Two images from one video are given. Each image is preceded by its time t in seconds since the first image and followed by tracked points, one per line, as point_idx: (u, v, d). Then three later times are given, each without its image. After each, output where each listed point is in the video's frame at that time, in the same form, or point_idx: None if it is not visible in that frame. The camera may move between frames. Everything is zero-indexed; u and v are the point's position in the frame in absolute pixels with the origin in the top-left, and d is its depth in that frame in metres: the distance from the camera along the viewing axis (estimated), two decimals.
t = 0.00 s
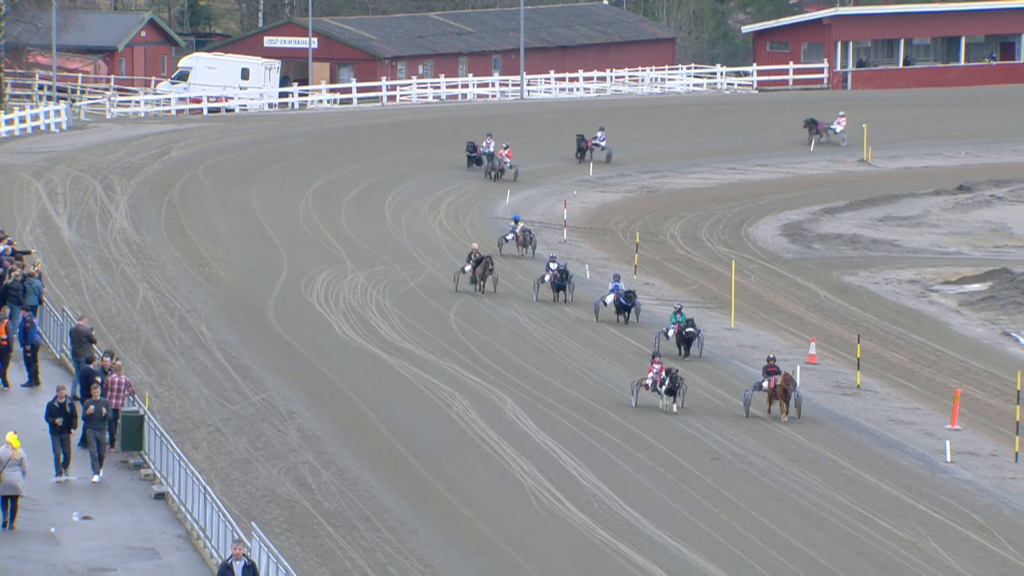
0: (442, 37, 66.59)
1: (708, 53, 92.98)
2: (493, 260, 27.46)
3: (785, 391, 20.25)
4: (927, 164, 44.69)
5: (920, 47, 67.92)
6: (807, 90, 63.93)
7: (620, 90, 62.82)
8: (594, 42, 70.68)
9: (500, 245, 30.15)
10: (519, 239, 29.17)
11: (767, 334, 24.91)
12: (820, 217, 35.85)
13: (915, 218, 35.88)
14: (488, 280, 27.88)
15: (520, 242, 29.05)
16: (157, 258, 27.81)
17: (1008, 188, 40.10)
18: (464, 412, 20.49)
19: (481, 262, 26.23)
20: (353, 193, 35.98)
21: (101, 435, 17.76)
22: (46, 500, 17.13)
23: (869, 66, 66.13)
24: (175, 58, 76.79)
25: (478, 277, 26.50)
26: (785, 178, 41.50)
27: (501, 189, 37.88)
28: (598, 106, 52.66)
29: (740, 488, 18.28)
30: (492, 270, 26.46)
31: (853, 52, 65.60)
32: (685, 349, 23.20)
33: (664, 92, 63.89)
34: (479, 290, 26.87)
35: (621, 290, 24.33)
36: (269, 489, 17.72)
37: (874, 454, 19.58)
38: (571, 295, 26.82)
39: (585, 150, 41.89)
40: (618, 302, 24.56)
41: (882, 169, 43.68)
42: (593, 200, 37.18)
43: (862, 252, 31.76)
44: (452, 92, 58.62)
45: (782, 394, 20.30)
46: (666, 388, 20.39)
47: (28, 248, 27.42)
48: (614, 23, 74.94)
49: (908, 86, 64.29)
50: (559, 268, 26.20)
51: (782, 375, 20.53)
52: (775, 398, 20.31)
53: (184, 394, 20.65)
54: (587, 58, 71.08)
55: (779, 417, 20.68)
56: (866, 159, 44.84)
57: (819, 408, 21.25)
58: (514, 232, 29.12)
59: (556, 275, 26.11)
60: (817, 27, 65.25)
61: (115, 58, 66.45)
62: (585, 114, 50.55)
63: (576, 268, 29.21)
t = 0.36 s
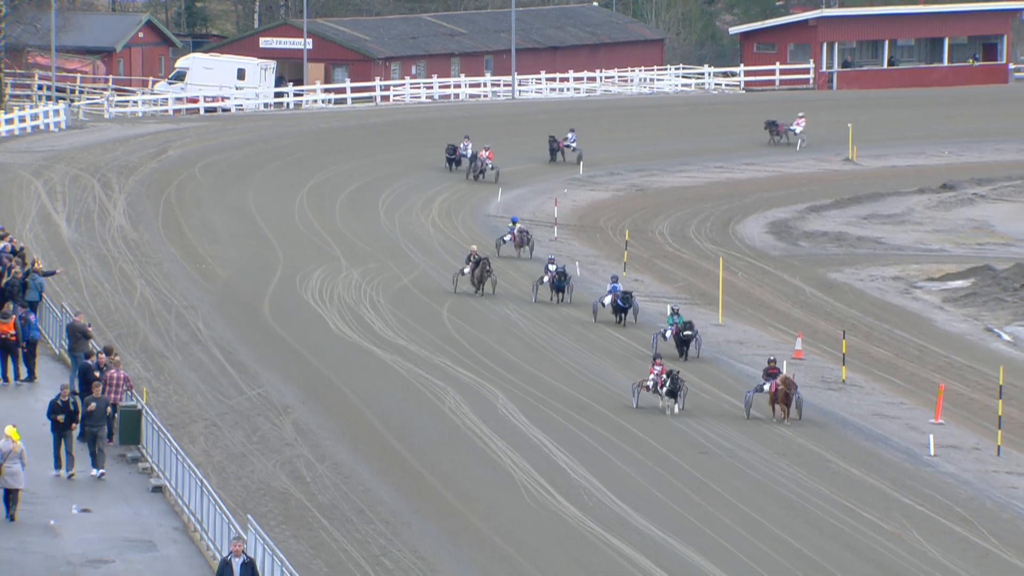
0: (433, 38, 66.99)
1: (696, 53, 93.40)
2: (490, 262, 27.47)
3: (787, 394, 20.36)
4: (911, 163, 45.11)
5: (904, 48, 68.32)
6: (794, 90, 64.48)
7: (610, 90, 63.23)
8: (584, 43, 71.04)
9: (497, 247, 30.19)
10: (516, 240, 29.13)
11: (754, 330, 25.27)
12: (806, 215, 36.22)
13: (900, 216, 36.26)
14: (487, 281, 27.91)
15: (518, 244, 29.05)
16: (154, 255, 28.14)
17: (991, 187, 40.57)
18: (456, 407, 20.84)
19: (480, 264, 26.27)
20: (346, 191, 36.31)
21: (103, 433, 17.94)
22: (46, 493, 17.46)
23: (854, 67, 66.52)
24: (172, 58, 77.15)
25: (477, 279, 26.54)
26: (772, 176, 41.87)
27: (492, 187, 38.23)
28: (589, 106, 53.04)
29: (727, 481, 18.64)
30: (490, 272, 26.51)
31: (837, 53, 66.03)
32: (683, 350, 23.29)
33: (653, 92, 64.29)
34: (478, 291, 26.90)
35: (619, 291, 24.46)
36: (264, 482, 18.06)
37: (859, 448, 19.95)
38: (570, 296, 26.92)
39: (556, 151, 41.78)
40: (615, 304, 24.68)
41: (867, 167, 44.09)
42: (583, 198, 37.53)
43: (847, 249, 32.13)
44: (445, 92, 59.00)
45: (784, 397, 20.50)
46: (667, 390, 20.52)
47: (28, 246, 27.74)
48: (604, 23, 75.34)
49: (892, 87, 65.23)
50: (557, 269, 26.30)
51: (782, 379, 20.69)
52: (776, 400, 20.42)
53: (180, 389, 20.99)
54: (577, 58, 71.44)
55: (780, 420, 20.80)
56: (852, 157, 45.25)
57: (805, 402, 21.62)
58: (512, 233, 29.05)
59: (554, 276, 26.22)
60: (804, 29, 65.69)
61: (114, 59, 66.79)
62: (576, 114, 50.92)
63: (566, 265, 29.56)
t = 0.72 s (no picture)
0: (429, 39, 67.32)
1: (688, 53, 93.74)
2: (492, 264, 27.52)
3: (790, 395, 20.46)
4: (899, 161, 45.46)
5: (893, 48, 68.69)
6: (784, 90, 64.76)
7: (603, 89, 63.54)
8: (577, 43, 71.32)
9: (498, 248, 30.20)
10: (516, 241, 29.05)
11: (744, 325, 25.59)
12: (796, 213, 36.54)
13: (888, 214, 36.58)
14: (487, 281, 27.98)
15: (518, 245, 29.00)
16: (154, 252, 28.44)
17: (978, 185, 40.96)
18: (452, 402, 21.15)
19: (480, 264, 26.27)
20: (343, 189, 36.62)
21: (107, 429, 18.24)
22: (48, 486, 17.76)
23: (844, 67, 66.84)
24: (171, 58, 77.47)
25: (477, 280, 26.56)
26: (762, 174, 42.20)
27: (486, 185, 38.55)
28: (582, 105, 53.35)
29: (718, 475, 18.95)
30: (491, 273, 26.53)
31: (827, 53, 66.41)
32: (684, 351, 23.35)
33: (646, 92, 64.59)
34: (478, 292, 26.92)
35: (619, 291, 24.55)
36: (262, 476, 18.36)
37: (848, 442, 20.27)
38: (571, 297, 26.97)
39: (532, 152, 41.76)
40: (616, 305, 24.76)
41: (856, 166, 44.42)
42: (577, 196, 37.85)
43: (836, 246, 32.45)
44: (440, 92, 59.32)
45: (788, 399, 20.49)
46: (672, 392, 20.62)
47: (29, 243, 28.04)
48: (597, 24, 75.64)
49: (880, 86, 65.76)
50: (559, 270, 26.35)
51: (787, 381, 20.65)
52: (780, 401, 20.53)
53: (180, 384, 21.30)
54: (570, 59, 71.71)
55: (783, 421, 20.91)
56: (841, 156, 45.60)
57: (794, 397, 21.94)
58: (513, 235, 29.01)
59: (555, 278, 26.24)
60: (795, 29, 66.02)
61: (114, 59, 67.08)
62: (569, 113, 51.24)
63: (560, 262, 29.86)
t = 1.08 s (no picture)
0: (425, 38, 67.63)
1: (679, 53, 94.14)
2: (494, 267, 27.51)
3: (795, 397, 20.49)
4: (888, 159, 45.85)
5: (881, 48, 69.05)
6: (774, 89, 65.16)
7: (596, 88, 63.88)
8: (570, 43, 71.62)
9: (499, 248, 30.14)
10: (517, 242, 28.96)
11: (735, 321, 25.90)
12: (786, 210, 36.87)
13: (877, 211, 36.92)
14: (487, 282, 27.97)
15: (519, 246, 28.93)
16: (153, 249, 28.74)
17: (965, 183, 41.33)
18: (447, 396, 21.45)
19: (481, 265, 26.24)
20: (340, 187, 36.92)
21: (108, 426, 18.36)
22: (49, 479, 18.06)
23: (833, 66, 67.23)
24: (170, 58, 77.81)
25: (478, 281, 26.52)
26: (753, 172, 42.54)
27: (481, 183, 38.86)
28: (575, 104, 53.70)
29: (710, 468, 19.25)
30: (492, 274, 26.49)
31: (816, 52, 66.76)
32: (684, 351, 23.35)
33: (639, 91, 64.95)
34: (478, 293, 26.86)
35: (620, 292, 24.60)
36: (261, 469, 18.66)
37: (837, 436, 20.58)
38: (573, 298, 26.95)
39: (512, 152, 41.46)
40: (616, 305, 24.81)
41: (845, 164, 44.78)
42: (570, 194, 38.17)
43: (826, 242, 32.78)
44: (436, 91, 59.67)
45: (791, 401, 20.56)
46: (676, 393, 20.67)
47: (31, 240, 28.34)
48: (590, 24, 75.95)
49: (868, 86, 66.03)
50: (560, 271, 26.36)
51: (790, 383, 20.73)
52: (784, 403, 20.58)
53: (179, 379, 21.60)
54: (563, 58, 72.01)
55: (788, 422, 20.97)
56: (830, 154, 45.96)
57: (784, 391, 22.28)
58: (513, 236, 28.98)
59: (557, 279, 26.24)
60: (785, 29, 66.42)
61: (114, 58, 67.36)
62: (562, 111, 51.58)
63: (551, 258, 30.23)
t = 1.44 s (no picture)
0: (422, 38, 67.98)
1: (672, 53, 94.55)
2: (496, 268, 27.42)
3: (799, 398, 20.57)
4: (878, 157, 46.22)
5: (872, 47, 69.41)
6: (765, 88, 65.62)
7: (591, 87, 64.22)
8: (565, 43, 71.93)
9: (500, 248, 30.06)
10: (518, 242, 29.05)
11: (727, 316, 26.23)
12: (778, 207, 37.19)
13: (867, 208, 37.24)
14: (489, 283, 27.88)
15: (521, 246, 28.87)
16: (154, 246, 29.04)
17: (954, 180, 41.69)
18: (443, 391, 21.76)
19: (485, 266, 26.16)
20: (338, 185, 37.22)
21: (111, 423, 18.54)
22: (52, 473, 18.37)
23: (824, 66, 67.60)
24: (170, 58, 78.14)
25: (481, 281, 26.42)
26: (745, 170, 42.88)
27: (477, 180, 39.17)
28: (570, 103, 54.04)
29: (703, 462, 19.57)
30: (495, 274, 26.39)
31: (808, 52, 67.16)
32: (687, 351, 23.37)
33: (633, 90, 65.31)
34: (481, 294, 26.75)
35: (622, 292, 24.71)
36: (260, 463, 18.96)
37: (827, 430, 20.91)
38: (575, 298, 26.93)
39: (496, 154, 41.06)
40: (618, 305, 24.90)
41: (836, 162, 45.13)
42: (565, 191, 38.49)
43: (817, 239, 33.10)
44: (433, 90, 60.02)
45: (796, 401, 20.66)
46: (681, 395, 20.74)
47: (34, 237, 28.65)
48: (585, 24, 76.27)
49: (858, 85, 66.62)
50: (562, 271, 26.34)
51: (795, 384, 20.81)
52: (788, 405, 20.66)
53: (179, 373, 21.91)
54: (558, 58, 72.32)
55: (793, 424, 21.05)
56: (821, 152, 46.31)
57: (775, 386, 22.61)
58: (514, 236, 28.95)
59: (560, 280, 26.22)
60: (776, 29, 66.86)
61: (115, 58, 67.68)
62: (558, 110, 51.92)
63: (547, 255, 30.53)
